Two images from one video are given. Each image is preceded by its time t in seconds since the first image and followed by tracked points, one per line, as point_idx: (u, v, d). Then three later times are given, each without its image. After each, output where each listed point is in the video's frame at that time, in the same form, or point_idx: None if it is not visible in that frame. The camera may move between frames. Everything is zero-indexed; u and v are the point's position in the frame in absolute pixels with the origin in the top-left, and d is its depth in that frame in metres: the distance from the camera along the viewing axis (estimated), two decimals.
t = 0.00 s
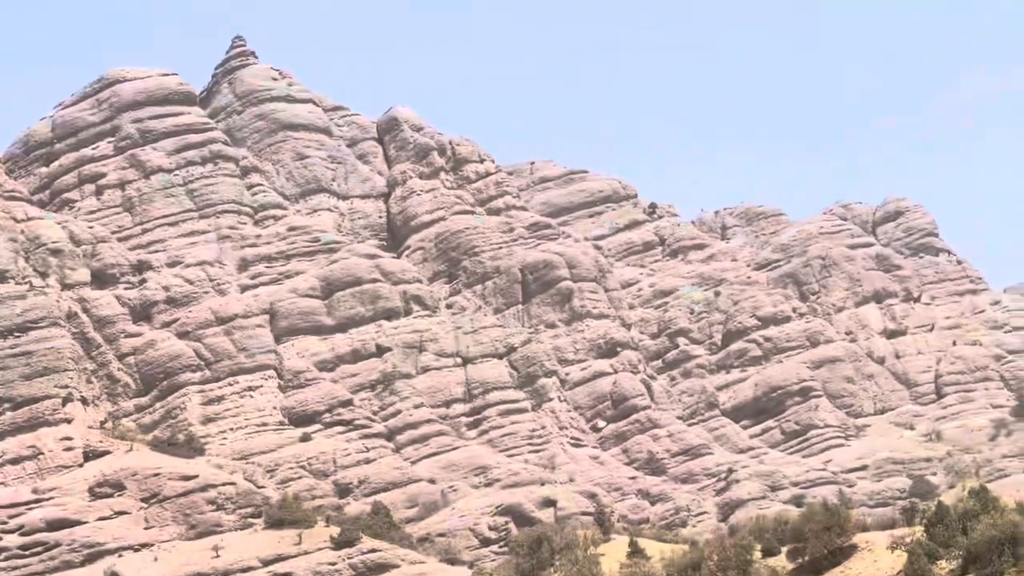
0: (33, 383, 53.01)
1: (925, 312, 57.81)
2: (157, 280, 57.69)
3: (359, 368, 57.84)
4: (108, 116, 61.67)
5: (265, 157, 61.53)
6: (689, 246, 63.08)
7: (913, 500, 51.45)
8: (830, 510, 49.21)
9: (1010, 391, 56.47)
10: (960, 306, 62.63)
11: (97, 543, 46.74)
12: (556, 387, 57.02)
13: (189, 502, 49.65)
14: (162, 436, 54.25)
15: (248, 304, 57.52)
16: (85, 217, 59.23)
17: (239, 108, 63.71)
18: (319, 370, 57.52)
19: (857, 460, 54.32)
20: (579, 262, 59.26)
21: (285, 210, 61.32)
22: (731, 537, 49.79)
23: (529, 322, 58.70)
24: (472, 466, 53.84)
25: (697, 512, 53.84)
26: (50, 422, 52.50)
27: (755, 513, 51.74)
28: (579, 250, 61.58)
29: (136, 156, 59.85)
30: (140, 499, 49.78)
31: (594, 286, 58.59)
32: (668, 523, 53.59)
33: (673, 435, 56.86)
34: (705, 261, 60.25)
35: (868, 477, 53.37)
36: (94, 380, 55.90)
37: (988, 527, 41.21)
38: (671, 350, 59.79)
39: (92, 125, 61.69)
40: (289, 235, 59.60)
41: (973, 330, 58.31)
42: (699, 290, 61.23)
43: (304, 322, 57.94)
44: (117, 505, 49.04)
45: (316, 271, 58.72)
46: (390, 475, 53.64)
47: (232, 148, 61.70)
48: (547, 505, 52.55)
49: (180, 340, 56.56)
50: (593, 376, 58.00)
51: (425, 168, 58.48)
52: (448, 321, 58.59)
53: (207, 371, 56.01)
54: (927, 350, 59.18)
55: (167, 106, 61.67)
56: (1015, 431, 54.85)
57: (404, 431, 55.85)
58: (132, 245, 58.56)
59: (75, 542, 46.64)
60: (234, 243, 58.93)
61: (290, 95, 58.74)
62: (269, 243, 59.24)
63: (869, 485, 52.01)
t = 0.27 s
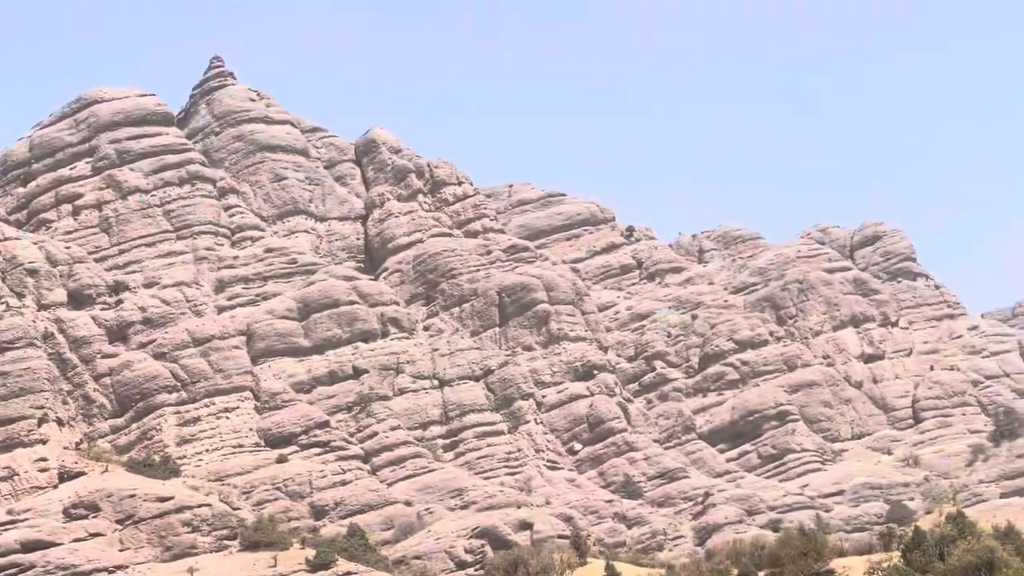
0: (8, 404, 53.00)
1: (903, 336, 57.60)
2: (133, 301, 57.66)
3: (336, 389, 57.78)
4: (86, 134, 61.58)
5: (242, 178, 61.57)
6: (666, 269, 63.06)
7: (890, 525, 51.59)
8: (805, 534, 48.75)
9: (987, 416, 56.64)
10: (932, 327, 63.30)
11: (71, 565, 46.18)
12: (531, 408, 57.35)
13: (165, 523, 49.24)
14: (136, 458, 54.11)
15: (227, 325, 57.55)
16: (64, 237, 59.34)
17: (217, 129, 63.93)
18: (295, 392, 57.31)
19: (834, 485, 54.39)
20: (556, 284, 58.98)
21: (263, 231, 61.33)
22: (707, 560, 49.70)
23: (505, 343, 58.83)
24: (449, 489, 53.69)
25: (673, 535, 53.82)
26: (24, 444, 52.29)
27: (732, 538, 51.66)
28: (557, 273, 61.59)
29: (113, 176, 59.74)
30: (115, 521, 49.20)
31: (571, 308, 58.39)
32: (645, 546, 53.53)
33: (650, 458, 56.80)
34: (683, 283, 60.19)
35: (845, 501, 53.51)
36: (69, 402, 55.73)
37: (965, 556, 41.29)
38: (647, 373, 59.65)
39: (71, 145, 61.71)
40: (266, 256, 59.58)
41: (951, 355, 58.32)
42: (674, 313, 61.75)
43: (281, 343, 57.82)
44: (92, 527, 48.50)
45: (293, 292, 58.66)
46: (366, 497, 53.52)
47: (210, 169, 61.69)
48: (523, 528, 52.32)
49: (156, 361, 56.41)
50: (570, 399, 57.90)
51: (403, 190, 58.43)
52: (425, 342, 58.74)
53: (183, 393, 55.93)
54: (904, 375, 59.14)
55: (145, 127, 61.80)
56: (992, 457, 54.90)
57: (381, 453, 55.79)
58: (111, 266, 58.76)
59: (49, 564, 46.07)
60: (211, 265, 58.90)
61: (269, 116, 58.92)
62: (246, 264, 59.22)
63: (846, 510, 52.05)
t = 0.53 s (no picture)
0: None
1: (862, 359, 57.76)
2: (92, 318, 57.46)
3: (296, 408, 57.47)
4: (47, 151, 61.46)
5: (204, 196, 61.59)
6: (627, 291, 63.26)
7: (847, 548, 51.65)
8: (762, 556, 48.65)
9: (944, 439, 57.12)
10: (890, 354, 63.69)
11: None
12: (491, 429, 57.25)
13: (123, 542, 49.22)
14: (94, 476, 53.92)
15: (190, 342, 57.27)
16: (25, 253, 59.17)
17: (179, 147, 63.85)
18: (255, 411, 56.99)
19: (792, 507, 54.39)
20: (517, 305, 59.03)
21: (225, 249, 61.33)
22: None
23: (466, 364, 58.80)
24: (408, 509, 53.51)
25: (632, 557, 53.67)
26: None
27: (690, 560, 51.68)
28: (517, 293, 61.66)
29: (74, 193, 59.82)
30: (71, 540, 49.10)
31: (531, 329, 58.44)
32: (604, 568, 53.08)
33: (610, 479, 56.93)
34: (643, 305, 60.35)
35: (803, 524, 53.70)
36: (27, 419, 55.50)
37: None
38: (608, 395, 59.72)
39: (31, 162, 61.63)
40: (227, 274, 59.54)
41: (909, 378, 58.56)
42: (636, 335, 61.67)
43: (242, 361, 57.66)
44: (48, 545, 48.43)
45: (254, 311, 58.63)
46: (325, 516, 53.27)
47: (172, 186, 61.65)
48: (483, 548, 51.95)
49: (115, 379, 56.03)
50: (530, 420, 57.96)
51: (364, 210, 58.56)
52: (386, 363, 58.77)
53: (143, 411, 55.62)
54: (863, 398, 59.40)
55: (106, 144, 61.60)
56: (949, 481, 55.28)
57: (340, 473, 55.58)
58: (71, 282, 58.56)
59: None
60: (171, 282, 58.80)
61: (230, 134, 59.01)
62: (207, 282, 59.16)
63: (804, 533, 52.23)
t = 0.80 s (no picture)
0: None
1: (792, 374, 57.66)
2: (20, 326, 56.97)
3: (226, 419, 56.80)
4: None
5: (136, 205, 61.32)
6: (560, 305, 63.40)
7: (774, 561, 52.11)
8: (689, 570, 50.11)
9: (872, 454, 57.74)
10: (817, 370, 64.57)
11: None
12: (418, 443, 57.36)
13: (48, 552, 48.72)
14: (20, 486, 53.40)
15: (117, 350, 56.60)
16: None
17: (111, 155, 63.41)
18: (185, 421, 56.28)
19: (722, 521, 54.82)
20: (449, 317, 59.12)
21: (157, 258, 61.06)
22: None
23: (396, 375, 58.85)
24: (338, 520, 53.12)
25: (561, 570, 53.72)
26: None
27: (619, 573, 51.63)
28: (450, 305, 61.32)
29: (3, 201, 59.49)
30: None
31: (463, 341, 58.54)
32: None
33: (541, 492, 56.90)
34: (575, 319, 59.99)
35: (731, 537, 53.81)
36: None
37: None
38: (540, 409, 59.74)
39: None
40: (158, 283, 59.24)
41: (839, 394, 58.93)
42: (565, 348, 61.82)
43: (172, 370, 57.05)
44: None
45: (185, 320, 58.26)
46: (255, 527, 52.80)
47: (103, 194, 61.35)
48: (412, 560, 51.59)
49: (42, 388, 55.32)
50: (461, 432, 58.00)
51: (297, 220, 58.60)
52: (317, 373, 58.61)
53: (70, 420, 55.03)
54: (793, 413, 59.79)
55: (36, 150, 61.00)
56: (876, 495, 55.80)
57: (270, 483, 54.97)
58: None
59: None
60: (101, 291, 58.34)
61: (163, 142, 58.76)
62: (137, 291, 58.79)
63: (732, 546, 52.65)
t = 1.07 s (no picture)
0: None
1: (712, 385, 58.02)
2: None
3: (144, 424, 56.19)
4: None
5: (55, 207, 60.99)
6: (483, 311, 63.71)
7: (691, 571, 51.87)
8: None
9: (790, 465, 58.13)
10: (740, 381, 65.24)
11: None
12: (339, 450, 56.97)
13: None
14: None
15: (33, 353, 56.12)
16: None
17: (29, 157, 63.19)
18: (102, 426, 55.56)
19: (640, 530, 54.52)
20: (370, 324, 59.43)
21: (74, 261, 60.92)
22: None
23: (317, 381, 58.75)
24: (255, 527, 52.41)
25: None
26: None
27: None
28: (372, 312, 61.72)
29: None
30: None
31: (383, 348, 58.72)
32: None
33: (459, 500, 56.35)
34: (497, 327, 61.43)
35: (649, 547, 53.72)
36: None
37: None
38: (459, 416, 60.00)
39: None
40: (77, 287, 58.89)
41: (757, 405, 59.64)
42: (488, 355, 62.14)
43: (89, 374, 56.47)
44: None
45: (104, 324, 57.89)
46: (171, 533, 51.96)
47: (22, 197, 61.14)
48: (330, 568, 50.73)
49: None
50: (380, 440, 57.81)
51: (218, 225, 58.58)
52: (238, 379, 58.31)
53: None
54: (713, 424, 60.13)
55: None
56: (793, 505, 55.92)
57: (188, 489, 54.23)
58: None
59: None
60: (17, 294, 58.00)
61: (84, 144, 58.32)
62: (55, 294, 58.44)
63: (649, 555, 52.55)
